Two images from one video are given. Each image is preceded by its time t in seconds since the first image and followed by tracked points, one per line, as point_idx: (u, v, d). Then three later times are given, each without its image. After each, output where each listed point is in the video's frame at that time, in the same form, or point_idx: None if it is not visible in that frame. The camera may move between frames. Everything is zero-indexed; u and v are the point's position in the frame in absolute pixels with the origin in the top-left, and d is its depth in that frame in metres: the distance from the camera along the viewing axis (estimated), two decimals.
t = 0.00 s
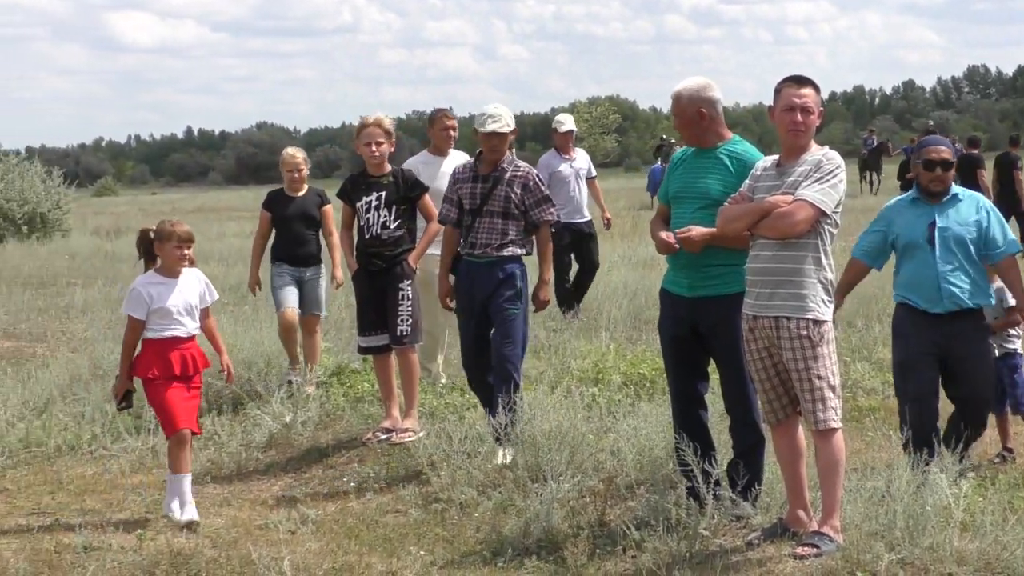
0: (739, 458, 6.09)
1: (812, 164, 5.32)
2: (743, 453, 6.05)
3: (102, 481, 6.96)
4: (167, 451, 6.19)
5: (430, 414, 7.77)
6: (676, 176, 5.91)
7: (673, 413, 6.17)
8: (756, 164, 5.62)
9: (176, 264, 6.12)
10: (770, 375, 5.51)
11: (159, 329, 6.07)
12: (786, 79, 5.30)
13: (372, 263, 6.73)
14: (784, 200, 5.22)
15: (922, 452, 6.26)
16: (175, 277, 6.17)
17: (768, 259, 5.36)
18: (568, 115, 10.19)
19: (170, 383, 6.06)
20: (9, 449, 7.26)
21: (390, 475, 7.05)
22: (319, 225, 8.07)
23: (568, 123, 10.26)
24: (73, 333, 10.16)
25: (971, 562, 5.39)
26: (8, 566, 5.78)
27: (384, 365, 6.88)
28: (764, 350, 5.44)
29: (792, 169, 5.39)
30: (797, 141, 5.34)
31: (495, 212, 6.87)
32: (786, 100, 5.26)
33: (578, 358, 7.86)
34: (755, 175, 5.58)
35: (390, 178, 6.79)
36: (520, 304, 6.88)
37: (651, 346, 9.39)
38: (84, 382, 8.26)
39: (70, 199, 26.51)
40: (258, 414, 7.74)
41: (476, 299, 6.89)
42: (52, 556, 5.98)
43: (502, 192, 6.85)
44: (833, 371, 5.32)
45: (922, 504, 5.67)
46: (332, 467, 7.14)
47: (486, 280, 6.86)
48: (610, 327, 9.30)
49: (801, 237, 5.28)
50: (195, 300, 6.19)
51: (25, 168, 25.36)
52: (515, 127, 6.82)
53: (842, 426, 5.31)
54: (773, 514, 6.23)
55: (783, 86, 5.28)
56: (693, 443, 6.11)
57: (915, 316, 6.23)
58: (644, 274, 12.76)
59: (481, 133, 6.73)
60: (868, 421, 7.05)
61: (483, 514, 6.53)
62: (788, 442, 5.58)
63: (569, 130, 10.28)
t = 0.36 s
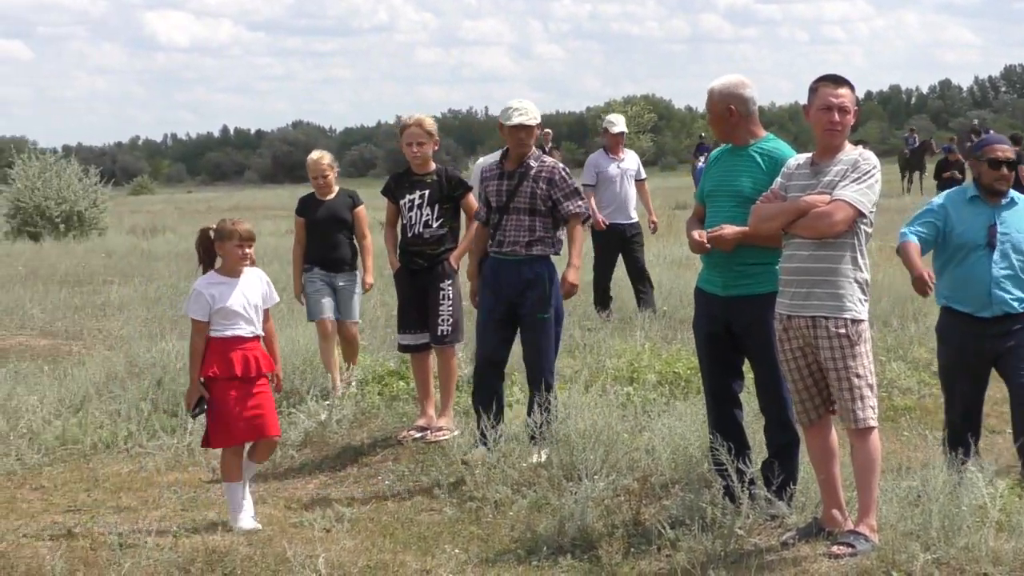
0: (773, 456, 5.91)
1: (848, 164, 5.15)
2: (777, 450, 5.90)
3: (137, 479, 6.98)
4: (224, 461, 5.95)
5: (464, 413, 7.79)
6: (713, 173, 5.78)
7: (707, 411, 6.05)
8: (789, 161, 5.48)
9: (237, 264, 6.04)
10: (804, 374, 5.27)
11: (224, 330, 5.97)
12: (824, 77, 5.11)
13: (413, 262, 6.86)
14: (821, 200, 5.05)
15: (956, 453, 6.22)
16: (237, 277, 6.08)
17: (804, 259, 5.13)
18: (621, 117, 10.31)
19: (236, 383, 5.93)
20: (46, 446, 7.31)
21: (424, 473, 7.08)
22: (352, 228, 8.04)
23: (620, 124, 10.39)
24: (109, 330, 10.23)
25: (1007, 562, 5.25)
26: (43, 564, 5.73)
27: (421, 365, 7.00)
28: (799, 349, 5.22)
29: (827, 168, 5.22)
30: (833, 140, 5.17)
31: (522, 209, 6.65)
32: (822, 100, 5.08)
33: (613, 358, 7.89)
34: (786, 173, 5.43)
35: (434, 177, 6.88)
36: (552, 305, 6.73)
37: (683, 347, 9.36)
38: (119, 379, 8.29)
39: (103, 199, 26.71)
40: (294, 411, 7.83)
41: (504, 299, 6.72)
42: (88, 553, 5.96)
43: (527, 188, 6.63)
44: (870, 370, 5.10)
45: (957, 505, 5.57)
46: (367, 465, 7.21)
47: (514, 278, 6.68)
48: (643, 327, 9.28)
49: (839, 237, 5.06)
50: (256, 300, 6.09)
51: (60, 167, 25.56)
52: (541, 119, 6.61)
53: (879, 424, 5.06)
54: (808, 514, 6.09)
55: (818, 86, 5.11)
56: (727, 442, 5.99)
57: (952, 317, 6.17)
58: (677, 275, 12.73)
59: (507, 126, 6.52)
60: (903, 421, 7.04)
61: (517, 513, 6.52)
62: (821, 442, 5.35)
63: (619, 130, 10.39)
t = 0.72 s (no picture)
0: (795, 458, 5.76)
1: (873, 167, 5.01)
2: (800, 452, 5.73)
3: (160, 479, 6.99)
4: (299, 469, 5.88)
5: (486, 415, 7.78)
6: (740, 173, 5.71)
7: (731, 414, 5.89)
8: (809, 160, 5.36)
9: (300, 269, 5.95)
10: (829, 376, 5.12)
11: (285, 338, 5.89)
12: (846, 79, 4.98)
13: (446, 265, 7.01)
14: (851, 204, 4.92)
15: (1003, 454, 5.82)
16: (299, 284, 5.99)
17: (831, 263, 4.97)
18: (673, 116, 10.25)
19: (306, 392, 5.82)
20: (68, 445, 7.35)
21: (446, 474, 7.09)
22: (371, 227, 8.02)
23: (672, 123, 10.32)
24: (133, 329, 10.29)
25: None
26: (65, 563, 5.72)
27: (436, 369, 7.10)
28: (824, 351, 5.07)
29: (850, 171, 5.07)
30: (856, 143, 5.03)
31: (524, 226, 6.43)
32: (847, 103, 4.93)
33: (635, 358, 7.94)
34: (805, 173, 5.27)
35: (468, 178, 6.99)
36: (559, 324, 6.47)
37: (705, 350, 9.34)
38: (141, 379, 8.32)
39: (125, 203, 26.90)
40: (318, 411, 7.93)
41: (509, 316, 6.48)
42: (110, 553, 5.94)
43: (529, 205, 6.42)
44: (897, 374, 4.97)
45: (979, 507, 5.30)
46: (389, 466, 7.23)
47: (522, 295, 6.44)
48: (666, 329, 9.30)
49: (869, 240, 4.91)
50: (317, 309, 6.02)
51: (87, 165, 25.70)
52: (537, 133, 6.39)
53: (903, 426, 4.93)
54: (831, 516, 5.86)
55: (841, 88, 4.96)
56: (751, 444, 5.81)
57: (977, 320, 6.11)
58: (702, 278, 12.71)
59: (502, 142, 6.31)
60: (926, 423, 7.04)
61: (540, 514, 6.49)
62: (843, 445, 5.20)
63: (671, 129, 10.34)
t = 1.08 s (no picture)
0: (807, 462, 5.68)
1: (889, 170, 5.00)
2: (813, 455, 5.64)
3: (171, 481, 7.00)
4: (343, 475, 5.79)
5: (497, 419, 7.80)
6: (754, 176, 5.70)
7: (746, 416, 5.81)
8: (820, 165, 5.32)
9: (349, 271, 5.81)
10: (846, 381, 5.11)
11: (333, 342, 5.77)
12: (858, 82, 4.95)
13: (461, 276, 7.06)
14: (870, 208, 4.91)
15: None
16: (348, 286, 5.88)
17: (851, 266, 4.97)
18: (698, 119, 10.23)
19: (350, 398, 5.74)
20: (80, 446, 7.36)
21: (457, 477, 7.10)
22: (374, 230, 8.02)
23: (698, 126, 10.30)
24: (145, 331, 10.31)
25: None
26: (78, 564, 5.71)
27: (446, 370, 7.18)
28: (841, 355, 5.06)
29: (866, 175, 5.06)
30: (873, 146, 4.99)
31: (510, 235, 6.38)
32: (865, 106, 4.90)
33: (647, 362, 7.97)
34: (817, 177, 5.27)
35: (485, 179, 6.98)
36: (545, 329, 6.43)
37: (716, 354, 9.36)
38: (153, 380, 8.33)
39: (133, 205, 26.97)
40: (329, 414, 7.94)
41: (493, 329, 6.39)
42: (122, 554, 5.93)
43: (514, 213, 6.38)
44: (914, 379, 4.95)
45: (991, 512, 5.34)
46: (401, 469, 7.25)
47: (503, 305, 6.34)
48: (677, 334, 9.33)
49: (887, 243, 4.90)
50: (366, 311, 5.92)
51: (100, 168, 25.79)
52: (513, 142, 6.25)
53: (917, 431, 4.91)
54: (845, 519, 5.78)
55: (857, 91, 4.93)
56: (764, 448, 5.74)
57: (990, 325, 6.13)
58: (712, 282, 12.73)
59: (480, 151, 6.16)
60: (939, 428, 7.05)
61: (551, 517, 6.44)
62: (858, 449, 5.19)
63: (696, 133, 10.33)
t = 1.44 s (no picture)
0: (814, 465, 5.66)
1: (903, 171, 5.00)
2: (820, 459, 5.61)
3: (179, 482, 7.01)
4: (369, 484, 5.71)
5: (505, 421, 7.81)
6: (760, 181, 5.69)
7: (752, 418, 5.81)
8: (832, 167, 5.32)
9: (383, 275, 5.77)
10: (860, 383, 5.12)
11: (369, 347, 5.74)
12: (870, 83, 4.94)
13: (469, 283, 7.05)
14: (886, 210, 4.90)
15: None
16: (384, 291, 5.84)
17: (866, 268, 4.97)
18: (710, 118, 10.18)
19: (382, 407, 5.68)
20: (88, 448, 7.36)
21: (465, 479, 7.11)
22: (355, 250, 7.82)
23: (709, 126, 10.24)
24: (151, 333, 10.32)
25: None
26: (86, 565, 5.71)
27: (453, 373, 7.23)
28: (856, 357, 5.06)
29: (879, 177, 5.06)
30: (885, 148, 4.99)
31: (505, 245, 6.36)
32: (878, 107, 4.89)
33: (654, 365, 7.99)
34: (829, 180, 5.27)
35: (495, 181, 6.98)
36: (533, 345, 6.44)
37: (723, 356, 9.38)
38: (160, 383, 8.33)
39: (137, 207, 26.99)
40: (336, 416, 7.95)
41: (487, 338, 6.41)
42: (130, 556, 5.93)
43: (509, 224, 6.35)
44: (928, 381, 4.93)
45: (998, 514, 5.33)
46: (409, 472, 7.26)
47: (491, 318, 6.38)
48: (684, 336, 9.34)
49: (903, 244, 4.90)
50: (404, 314, 5.84)
51: (105, 171, 25.78)
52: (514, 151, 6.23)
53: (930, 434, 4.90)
54: (852, 520, 5.73)
55: (870, 92, 4.92)
56: (771, 450, 5.73)
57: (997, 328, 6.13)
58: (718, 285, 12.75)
59: (483, 157, 6.15)
60: (946, 430, 7.05)
61: (559, 519, 6.43)
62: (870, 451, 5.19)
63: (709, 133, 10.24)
